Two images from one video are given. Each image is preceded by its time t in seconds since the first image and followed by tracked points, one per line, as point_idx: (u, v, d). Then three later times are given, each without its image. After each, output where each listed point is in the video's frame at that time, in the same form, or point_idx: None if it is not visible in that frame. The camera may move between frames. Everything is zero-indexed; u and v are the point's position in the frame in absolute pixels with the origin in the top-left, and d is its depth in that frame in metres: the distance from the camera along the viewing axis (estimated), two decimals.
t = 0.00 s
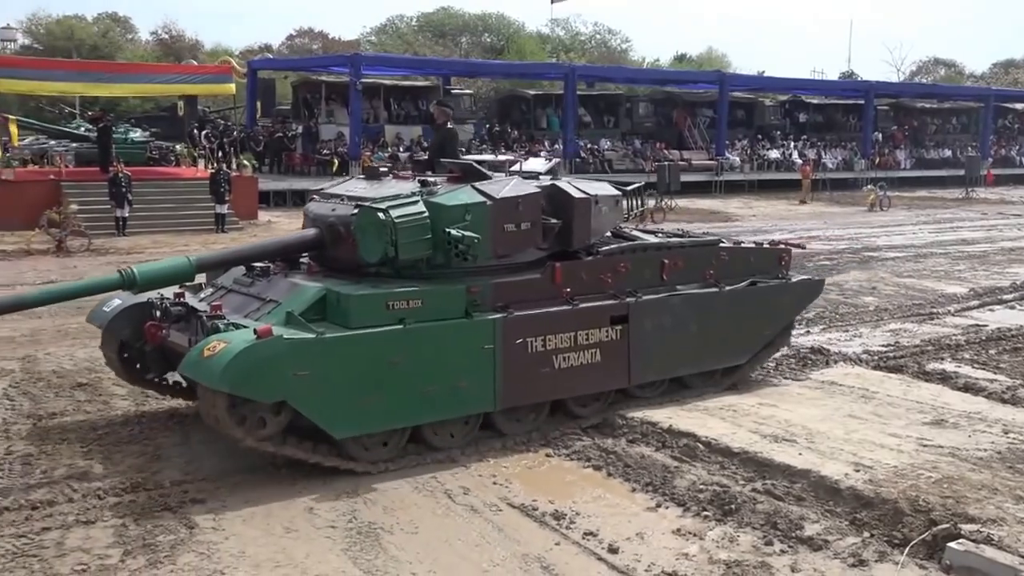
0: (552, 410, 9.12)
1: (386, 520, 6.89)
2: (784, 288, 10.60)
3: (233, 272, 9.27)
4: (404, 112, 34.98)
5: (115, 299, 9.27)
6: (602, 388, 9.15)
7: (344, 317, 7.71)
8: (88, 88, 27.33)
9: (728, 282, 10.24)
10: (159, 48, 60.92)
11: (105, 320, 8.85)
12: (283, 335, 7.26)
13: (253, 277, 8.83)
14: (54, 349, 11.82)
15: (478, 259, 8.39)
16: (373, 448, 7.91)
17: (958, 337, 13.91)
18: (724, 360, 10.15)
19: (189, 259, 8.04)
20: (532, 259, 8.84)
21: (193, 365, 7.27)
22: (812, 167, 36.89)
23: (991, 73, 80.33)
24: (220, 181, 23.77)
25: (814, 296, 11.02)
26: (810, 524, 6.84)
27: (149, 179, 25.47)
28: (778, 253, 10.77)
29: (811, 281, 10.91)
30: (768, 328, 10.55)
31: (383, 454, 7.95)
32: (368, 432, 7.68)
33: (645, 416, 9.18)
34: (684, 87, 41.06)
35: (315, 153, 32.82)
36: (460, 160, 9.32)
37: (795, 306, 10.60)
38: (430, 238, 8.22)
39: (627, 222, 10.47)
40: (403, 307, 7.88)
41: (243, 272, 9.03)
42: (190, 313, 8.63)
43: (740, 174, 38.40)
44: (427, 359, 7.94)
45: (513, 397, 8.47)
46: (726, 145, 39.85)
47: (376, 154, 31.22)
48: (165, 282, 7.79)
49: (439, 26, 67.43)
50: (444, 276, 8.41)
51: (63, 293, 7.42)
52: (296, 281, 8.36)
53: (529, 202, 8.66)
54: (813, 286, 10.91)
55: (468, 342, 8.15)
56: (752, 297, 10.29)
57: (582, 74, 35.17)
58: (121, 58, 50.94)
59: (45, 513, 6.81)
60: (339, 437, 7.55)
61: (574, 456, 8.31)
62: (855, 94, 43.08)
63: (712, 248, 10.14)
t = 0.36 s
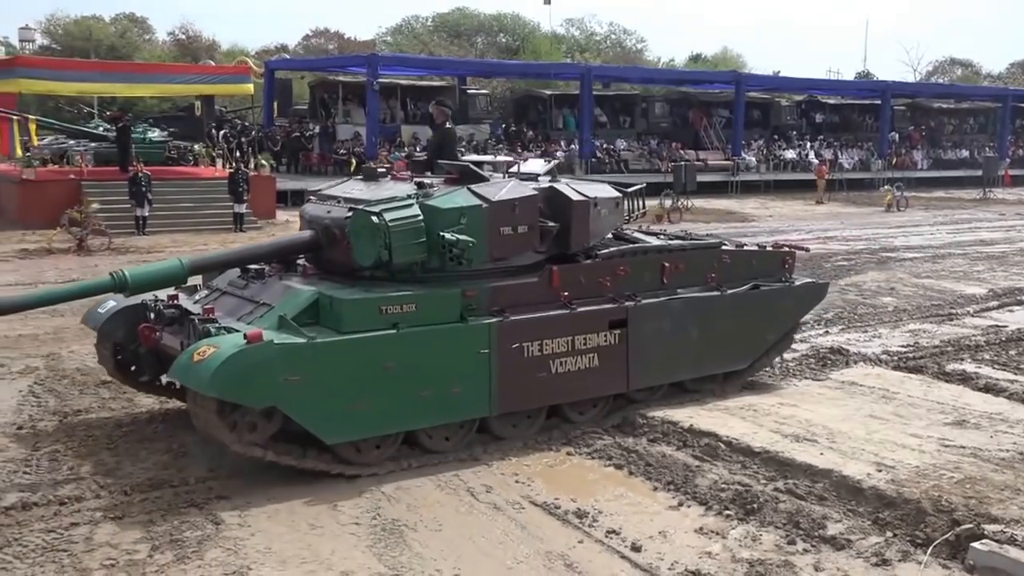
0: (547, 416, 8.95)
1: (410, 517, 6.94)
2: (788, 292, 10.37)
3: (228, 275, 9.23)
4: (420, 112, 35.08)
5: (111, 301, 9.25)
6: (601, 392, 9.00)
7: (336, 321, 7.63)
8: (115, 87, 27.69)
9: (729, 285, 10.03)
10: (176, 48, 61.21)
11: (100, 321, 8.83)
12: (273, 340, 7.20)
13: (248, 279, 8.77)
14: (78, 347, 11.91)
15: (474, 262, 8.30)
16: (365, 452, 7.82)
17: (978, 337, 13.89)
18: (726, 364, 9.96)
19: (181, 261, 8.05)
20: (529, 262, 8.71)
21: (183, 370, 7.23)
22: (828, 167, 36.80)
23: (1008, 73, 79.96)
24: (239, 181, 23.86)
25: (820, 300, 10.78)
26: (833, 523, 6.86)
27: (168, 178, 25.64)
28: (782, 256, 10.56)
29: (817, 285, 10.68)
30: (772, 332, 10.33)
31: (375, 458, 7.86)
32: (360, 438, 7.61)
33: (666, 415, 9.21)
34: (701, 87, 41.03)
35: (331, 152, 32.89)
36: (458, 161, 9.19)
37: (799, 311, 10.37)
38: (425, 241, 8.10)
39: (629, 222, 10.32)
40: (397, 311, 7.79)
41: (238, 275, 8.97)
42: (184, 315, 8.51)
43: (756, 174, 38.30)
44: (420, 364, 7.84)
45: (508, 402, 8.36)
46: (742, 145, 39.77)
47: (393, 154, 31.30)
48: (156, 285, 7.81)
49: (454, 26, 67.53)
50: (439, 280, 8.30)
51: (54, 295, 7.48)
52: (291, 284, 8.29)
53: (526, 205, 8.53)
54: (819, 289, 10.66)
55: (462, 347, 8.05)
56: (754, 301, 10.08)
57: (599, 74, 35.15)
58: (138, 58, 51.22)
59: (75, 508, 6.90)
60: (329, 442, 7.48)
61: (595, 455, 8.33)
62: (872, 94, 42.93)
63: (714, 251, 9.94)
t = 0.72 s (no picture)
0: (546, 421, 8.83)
1: (435, 515, 6.98)
2: (791, 295, 10.19)
3: (223, 276, 9.12)
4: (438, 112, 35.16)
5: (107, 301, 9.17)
6: (600, 395, 8.83)
7: (329, 323, 7.58)
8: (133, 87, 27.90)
9: (731, 289, 9.84)
10: (194, 48, 61.51)
11: (95, 323, 8.74)
12: (264, 342, 7.15)
13: (243, 280, 8.66)
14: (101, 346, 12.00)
15: (470, 264, 8.24)
16: (358, 454, 7.75)
17: (1000, 338, 13.85)
18: (727, 368, 9.78)
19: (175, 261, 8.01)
20: (526, 264, 8.62)
21: (173, 372, 7.19)
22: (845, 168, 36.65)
23: None
24: (256, 181, 23.91)
25: (825, 302, 10.57)
26: (857, 523, 6.86)
27: (187, 178, 25.77)
28: (787, 259, 10.37)
29: (822, 288, 10.48)
30: (774, 336, 10.14)
31: (368, 461, 7.78)
32: (352, 441, 7.55)
33: (688, 414, 9.23)
34: (718, 87, 40.98)
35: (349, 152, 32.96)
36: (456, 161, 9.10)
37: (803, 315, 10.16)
38: (420, 243, 8.03)
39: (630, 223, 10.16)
40: (390, 313, 7.74)
41: (234, 277, 8.85)
42: (178, 317, 8.46)
43: (773, 174, 38.21)
44: (414, 367, 7.77)
45: (504, 406, 8.27)
46: (759, 146, 39.66)
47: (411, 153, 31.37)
48: (149, 286, 7.77)
49: (471, 27, 67.57)
50: (434, 282, 8.24)
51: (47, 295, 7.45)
52: (286, 285, 8.18)
53: (523, 206, 8.45)
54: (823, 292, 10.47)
55: (456, 349, 7.97)
56: (757, 304, 9.88)
57: (616, 75, 35.12)
58: (156, 59, 51.48)
59: (104, 504, 6.97)
60: (320, 446, 7.42)
61: (617, 455, 8.35)
62: (890, 94, 42.72)
63: (716, 254, 9.77)
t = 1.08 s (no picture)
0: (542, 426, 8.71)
1: (459, 514, 7.02)
2: (795, 299, 9.96)
3: (219, 275, 9.05)
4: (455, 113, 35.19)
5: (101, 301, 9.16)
6: (598, 400, 8.70)
7: (321, 325, 7.45)
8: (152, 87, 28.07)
9: (734, 293, 9.64)
10: (211, 49, 61.83)
11: (89, 323, 8.73)
12: (254, 344, 7.03)
13: (238, 281, 8.59)
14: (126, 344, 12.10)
15: (466, 266, 8.11)
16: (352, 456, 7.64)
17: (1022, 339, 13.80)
18: (728, 373, 9.57)
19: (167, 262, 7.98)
20: (524, 267, 8.45)
21: (163, 373, 7.09)
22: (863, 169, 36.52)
23: None
24: (277, 180, 24.01)
25: (830, 307, 10.33)
26: (881, 524, 6.86)
27: (208, 178, 25.90)
28: (792, 263, 10.13)
29: (827, 293, 10.25)
30: (777, 341, 9.93)
31: (363, 464, 7.69)
32: (344, 444, 7.43)
33: (710, 415, 9.24)
34: (735, 87, 40.91)
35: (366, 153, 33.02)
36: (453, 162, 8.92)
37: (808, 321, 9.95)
38: (415, 244, 7.89)
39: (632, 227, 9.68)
40: (384, 315, 7.59)
41: (230, 276, 8.78)
42: (171, 317, 8.44)
43: (791, 175, 38.13)
44: (407, 369, 7.64)
45: (500, 410, 8.14)
46: (777, 146, 39.52)
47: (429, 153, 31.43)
48: (141, 286, 7.73)
49: (487, 27, 67.63)
50: (430, 283, 8.11)
51: (36, 295, 7.40)
52: (280, 286, 8.12)
53: (521, 208, 8.28)
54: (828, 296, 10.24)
55: (450, 352, 7.83)
56: (760, 309, 9.65)
57: (633, 76, 35.09)
58: (174, 59, 51.76)
59: (133, 500, 7.05)
60: (311, 449, 7.31)
61: (640, 455, 8.38)
62: (908, 94, 42.51)
63: (718, 258, 9.55)
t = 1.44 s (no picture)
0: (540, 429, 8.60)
1: (484, 512, 7.05)
2: (798, 304, 9.83)
3: (217, 276, 9.03)
4: (473, 114, 35.15)
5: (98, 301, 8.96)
6: (597, 405, 8.56)
7: (315, 327, 7.35)
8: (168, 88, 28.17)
9: (736, 296, 9.54)
10: (229, 49, 62.17)
11: (84, 323, 8.53)
12: (247, 347, 6.93)
13: (234, 283, 8.52)
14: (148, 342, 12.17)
15: (462, 269, 8.00)
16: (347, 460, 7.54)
17: None
18: (728, 379, 9.44)
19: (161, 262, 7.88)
20: (523, 270, 8.34)
21: (155, 375, 6.98)
22: (881, 170, 36.34)
23: None
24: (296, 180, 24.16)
25: (832, 314, 10.22)
26: (906, 524, 6.86)
27: (228, 179, 26.03)
28: (794, 268, 10.06)
29: (829, 300, 10.14)
30: (780, 347, 9.79)
31: (358, 467, 7.59)
32: (337, 447, 7.32)
33: (733, 415, 9.25)
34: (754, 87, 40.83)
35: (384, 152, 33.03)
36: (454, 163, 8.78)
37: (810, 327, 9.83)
38: (411, 247, 7.78)
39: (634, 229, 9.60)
40: (379, 318, 7.49)
41: (227, 277, 8.73)
42: (168, 318, 8.28)
43: (809, 176, 37.98)
44: (403, 372, 7.53)
45: (497, 414, 8.02)
46: (795, 146, 39.35)
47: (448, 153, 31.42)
48: (136, 285, 7.62)
49: (504, 28, 67.68)
50: (427, 285, 8.00)
51: (33, 295, 7.29)
52: (275, 288, 8.03)
53: (521, 210, 8.17)
54: (832, 302, 10.11)
55: (445, 355, 7.71)
56: (762, 313, 9.54)
57: (650, 76, 35.01)
58: (192, 60, 52.00)
59: (162, 497, 7.12)
60: (305, 452, 7.21)
61: (662, 454, 8.39)
62: (928, 94, 42.29)
63: (720, 262, 9.46)
